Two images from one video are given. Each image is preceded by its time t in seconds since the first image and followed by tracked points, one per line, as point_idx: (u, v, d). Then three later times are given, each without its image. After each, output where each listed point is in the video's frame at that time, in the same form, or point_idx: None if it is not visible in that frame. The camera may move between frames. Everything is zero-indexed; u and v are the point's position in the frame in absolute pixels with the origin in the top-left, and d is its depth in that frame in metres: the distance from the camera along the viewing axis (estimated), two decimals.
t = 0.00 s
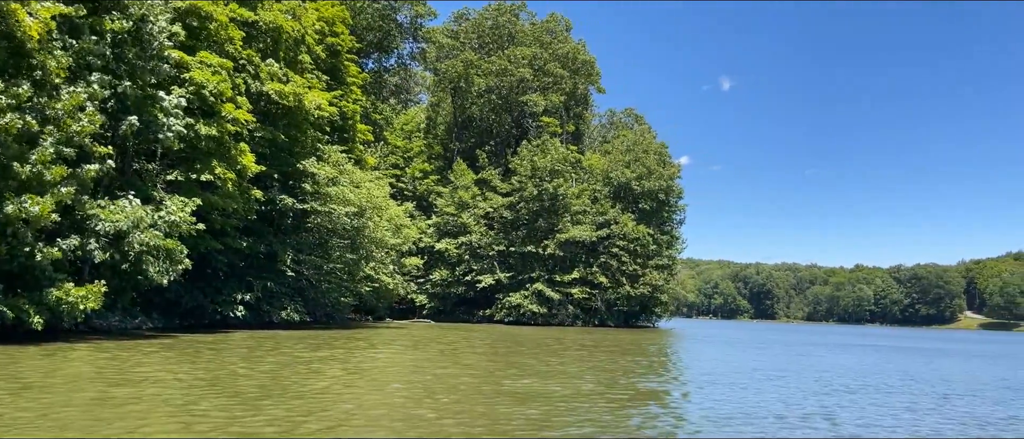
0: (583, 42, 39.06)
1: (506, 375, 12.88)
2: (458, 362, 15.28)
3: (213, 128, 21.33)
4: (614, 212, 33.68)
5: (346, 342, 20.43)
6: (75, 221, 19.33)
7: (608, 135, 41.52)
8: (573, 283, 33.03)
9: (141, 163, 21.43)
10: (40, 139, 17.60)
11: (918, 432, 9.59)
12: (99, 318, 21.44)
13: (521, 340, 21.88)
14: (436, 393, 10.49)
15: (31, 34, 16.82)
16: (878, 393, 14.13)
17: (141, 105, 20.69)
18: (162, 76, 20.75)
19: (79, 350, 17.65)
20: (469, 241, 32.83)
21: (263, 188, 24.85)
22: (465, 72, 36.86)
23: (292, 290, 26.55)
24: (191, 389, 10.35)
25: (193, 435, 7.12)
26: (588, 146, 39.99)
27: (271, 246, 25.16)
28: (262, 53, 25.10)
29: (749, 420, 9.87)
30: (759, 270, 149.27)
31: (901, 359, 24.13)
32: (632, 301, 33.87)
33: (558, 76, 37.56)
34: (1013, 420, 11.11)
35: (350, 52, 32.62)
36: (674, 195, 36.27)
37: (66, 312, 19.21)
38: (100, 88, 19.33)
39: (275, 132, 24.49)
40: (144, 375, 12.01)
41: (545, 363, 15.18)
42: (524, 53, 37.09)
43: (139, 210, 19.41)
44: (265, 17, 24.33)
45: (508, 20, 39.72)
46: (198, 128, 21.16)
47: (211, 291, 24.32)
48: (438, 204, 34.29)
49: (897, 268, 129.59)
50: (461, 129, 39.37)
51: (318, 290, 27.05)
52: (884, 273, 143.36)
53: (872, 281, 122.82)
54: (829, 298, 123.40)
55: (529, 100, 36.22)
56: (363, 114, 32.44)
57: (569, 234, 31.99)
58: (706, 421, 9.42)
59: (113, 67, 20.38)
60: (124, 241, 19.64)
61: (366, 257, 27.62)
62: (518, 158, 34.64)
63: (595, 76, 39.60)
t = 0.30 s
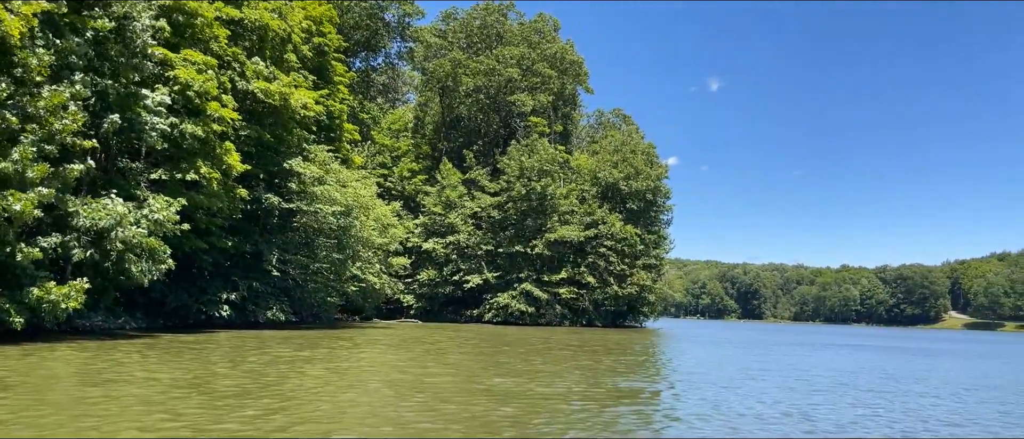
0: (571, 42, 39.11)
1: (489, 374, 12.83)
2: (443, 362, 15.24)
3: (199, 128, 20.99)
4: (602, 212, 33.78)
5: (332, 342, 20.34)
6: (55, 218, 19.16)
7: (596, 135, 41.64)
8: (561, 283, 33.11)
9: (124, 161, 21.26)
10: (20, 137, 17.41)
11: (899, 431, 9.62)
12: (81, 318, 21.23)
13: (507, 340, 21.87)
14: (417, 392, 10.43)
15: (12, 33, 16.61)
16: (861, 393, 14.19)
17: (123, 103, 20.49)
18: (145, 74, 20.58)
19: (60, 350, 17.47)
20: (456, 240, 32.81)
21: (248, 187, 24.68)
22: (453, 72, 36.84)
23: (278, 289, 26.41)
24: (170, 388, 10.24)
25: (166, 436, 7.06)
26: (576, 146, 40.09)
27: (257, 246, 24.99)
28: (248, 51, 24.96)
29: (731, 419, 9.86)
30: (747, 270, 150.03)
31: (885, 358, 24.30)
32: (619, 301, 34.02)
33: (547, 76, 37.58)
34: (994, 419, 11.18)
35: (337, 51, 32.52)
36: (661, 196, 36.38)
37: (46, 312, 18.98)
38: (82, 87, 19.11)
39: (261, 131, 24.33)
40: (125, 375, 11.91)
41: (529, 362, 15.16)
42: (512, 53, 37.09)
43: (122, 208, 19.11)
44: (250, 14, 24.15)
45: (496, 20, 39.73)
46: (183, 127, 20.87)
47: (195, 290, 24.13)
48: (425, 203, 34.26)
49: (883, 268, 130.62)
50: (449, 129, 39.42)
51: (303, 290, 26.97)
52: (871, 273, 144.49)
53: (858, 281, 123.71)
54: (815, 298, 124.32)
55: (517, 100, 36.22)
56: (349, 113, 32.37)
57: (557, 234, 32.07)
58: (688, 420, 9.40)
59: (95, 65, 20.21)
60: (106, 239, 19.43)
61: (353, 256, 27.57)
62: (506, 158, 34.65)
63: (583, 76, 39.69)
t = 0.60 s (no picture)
0: (560, 42, 39.11)
1: (474, 374, 12.80)
2: (429, 361, 15.20)
3: (186, 127, 20.69)
4: (591, 213, 33.86)
5: (319, 342, 20.25)
6: (38, 216, 18.97)
7: (584, 135, 41.71)
8: (550, 283, 33.14)
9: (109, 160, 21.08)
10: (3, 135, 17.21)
11: (885, 430, 9.62)
12: (65, 318, 21.02)
13: (495, 339, 21.85)
14: (401, 391, 10.37)
15: None
16: (848, 392, 14.22)
17: (108, 102, 20.29)
18: (130, 72, 20.38)
19: (42, 351, 17.27)
20: (445, 241, 32.77)
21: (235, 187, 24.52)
22: (442, 72, 36.80)
23: (265, 290, 26.27)
24: (150, 388, 10.13)
25: (143, 436, 6.97)
26: (565, 146, 40.15)
27: (244, 246, 24.84)
28: (234, 50, 24.82)
29: (718, 419, 9.82)
30: (736, 270, 150.65)
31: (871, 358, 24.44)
32: (608, 301, 34.10)
33: (536, 76, 37.58)
34: (980, 419, 11.20)
35: (325, 50, 32.40)
36: (651, 196, 36.46)
37: (29, 312, 18.76)
38: (66, 86, 18.91)
39: (248, 131, 24.18)
40: (106, 374, 11.78)
41: (515, 362, 15.13)
42: (501, 53, 37.03)
43: (107, 206, 18.92)
44: (237, 13, 23.99)
45: (485, 20, 39.72)
46: (170, 126, 20.65)
47: (182, 291, 23.96)
48: (414, 203, 34.19)
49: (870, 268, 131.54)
50: (438, 129, 39.40)
51: (291, 290, 26.88)
52: (859, 273, 145.47)
53: (846, 281, 124.56)
54: (803, 298, 125.03)
55: (507, 100, 36.23)
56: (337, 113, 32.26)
57: (546, 234, 32.09)
58: (673, 420, 9.36)
59: (79, 63, 20.00)
60: (90, 238, 19.24)
61: (341, 256, 27.51)
62: (495, 158, 34.62)
63: (572, 76, 39.73)
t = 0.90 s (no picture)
0: (550, 42, 39.14)
1: (460, 373, 12.74)
2: (414, 361, 15.13)
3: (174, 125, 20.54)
4: (581, 212, 33.91)
5: (307, 341, 20.15)
6: (22, 214, 18.77)
7: (574, 135, 41.77)
8: (540, 283, 33.15)
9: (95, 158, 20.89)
10: None
11: (870, 430, 9.61)
12: (50, 318, 20.83)
13: (483, 339, 21.81)
14: (384, 391, 10.30)
15: None
16: (834, 392, 14.23)
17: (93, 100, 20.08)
18: (116, 70, 20.21)
19: (25, 350, 17.09)
20: (434, 240, 32.72)
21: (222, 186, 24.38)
22: (432, 71, 36.76)
23: (252, 289, 26.15)
24: (130, 388, 10.01)
25: (121, 436, 6.85)
26: (555, 146, 40.18)
27: (231, 245, 24.70)
28: (222, 49, 24.68)
29: (705, 419, 9.80)
30: (726, 270, 151.21)
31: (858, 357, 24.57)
32: (597, 301, 34.16)
33: (526, 76, 37.58)
34: (967, 418, 11.21)
35: (314, 49, 32.30)
36: (640, 196, 36.53)
37: (13, 311, 18.56)
38: (51, 84, 18.73)
39: (236, 129, 24.03)
40: (86, 374, 11.65)
41: (501, 361, 15.09)
42: (491, 53, 37.01)
43: (93, 204, 18.75)
44: (225, 10, 23.84)
45: (476, 19, 39.70)
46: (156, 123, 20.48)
47: (168, 290, 23.81)
48: (404, 203, 34.10)
49: (859, 268, 132.33)
50: (428, 128, 39.35)
51: (279, 289, 26.79)
52: (847, 273, 146.32)
53: (836, 281, 125.28)
54: (793, 298, 125.67)
55: (497, 100, 36.22)
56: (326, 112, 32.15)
57: (536, 233, 32.08)
58: (659, 419, 9.33)
59: (65, 61, 19.82)
60: (75, 236, 19.05)
61: (329, 256, 27.42)
62: (485, 158, 34.58)
63: (563, 76, 39.75)
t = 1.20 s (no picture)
0: (540, 42, 39.16)
1: (446, 373, 12.70)
2: (401, 360, 15.08)
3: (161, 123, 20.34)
4: (571, 212, 33.95)
5: (295, 341, 20.06)
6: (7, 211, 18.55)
7: (564, 135, 41.84)
8: (530, 282, 33.19)
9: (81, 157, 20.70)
10: None
11: (858, 430, 9.59)
12: (35, 318, 20.65)
13: (471, 339, 21.82)
14: (369, 390, 10.25)
15: None
16: (822, 391, 14.24)
17: (79, 97, 19.70)
18: (102, 69, 20.04)
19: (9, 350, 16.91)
20: (424, 240, 32.68)
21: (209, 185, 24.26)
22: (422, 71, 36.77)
23: (240, 289, 26.04)
24: (112, 388, 9.91)
25: (100, 437, 6.78)
26: (545, 146, 40.25)
27: (219, 245, 24.58)
28: (209, 47, 24.58)
29: (693, 418, 9.80)
30: (716, 270, 151.73)
31: (846, 356, 24.67)
32: (587, 300, 34.23)
33: (516, 75, 37.60)
34: (955, 418, 11.20)
35: (303, 47, 32.18)
36: (630, 196, 36.61)
37: None
38: (36, 82, 18.54)
39: (224, 128, 23.90)
40: (68, 373, 11.54)
41: (488, 361, 15.07)
42: (481, 52, 37.00)
43: (80, 202, 18.57)
44: (213, 8, 23.69)
45: (466, 19, 39.67)
46: (143, 121, 20.30)
47: (155, 290, 23.67)
48: (393, 202, 34.04)
49: (848, 268, 133.04)
50: (418, 127, 39.32)
51: (267, 289, 26.69)
52: (837, 272, 147.12)
53: (825, 281, 126.03)
54: (782, 298, 126.29)
55: (487, 99, 36.26)
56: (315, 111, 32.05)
57: (526, 233, 32.12)
58: (646, 419, 9.32)
59: (51, 59, 19.63)
60: (61, 235, 18.86)
61: (318, 255, 27.36)
62: (475, 157, 34.56)
63: (553, 76, 39.80)
